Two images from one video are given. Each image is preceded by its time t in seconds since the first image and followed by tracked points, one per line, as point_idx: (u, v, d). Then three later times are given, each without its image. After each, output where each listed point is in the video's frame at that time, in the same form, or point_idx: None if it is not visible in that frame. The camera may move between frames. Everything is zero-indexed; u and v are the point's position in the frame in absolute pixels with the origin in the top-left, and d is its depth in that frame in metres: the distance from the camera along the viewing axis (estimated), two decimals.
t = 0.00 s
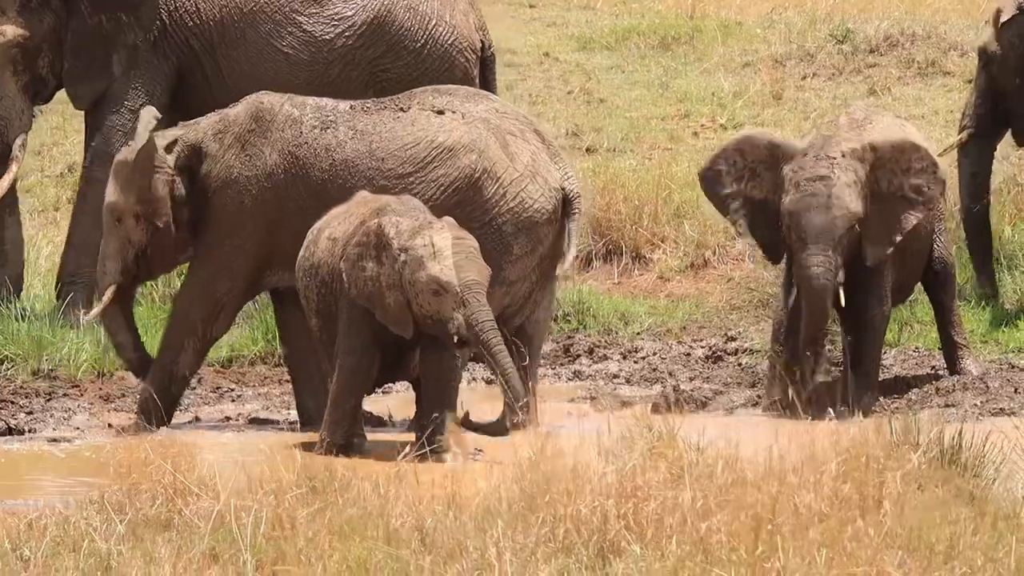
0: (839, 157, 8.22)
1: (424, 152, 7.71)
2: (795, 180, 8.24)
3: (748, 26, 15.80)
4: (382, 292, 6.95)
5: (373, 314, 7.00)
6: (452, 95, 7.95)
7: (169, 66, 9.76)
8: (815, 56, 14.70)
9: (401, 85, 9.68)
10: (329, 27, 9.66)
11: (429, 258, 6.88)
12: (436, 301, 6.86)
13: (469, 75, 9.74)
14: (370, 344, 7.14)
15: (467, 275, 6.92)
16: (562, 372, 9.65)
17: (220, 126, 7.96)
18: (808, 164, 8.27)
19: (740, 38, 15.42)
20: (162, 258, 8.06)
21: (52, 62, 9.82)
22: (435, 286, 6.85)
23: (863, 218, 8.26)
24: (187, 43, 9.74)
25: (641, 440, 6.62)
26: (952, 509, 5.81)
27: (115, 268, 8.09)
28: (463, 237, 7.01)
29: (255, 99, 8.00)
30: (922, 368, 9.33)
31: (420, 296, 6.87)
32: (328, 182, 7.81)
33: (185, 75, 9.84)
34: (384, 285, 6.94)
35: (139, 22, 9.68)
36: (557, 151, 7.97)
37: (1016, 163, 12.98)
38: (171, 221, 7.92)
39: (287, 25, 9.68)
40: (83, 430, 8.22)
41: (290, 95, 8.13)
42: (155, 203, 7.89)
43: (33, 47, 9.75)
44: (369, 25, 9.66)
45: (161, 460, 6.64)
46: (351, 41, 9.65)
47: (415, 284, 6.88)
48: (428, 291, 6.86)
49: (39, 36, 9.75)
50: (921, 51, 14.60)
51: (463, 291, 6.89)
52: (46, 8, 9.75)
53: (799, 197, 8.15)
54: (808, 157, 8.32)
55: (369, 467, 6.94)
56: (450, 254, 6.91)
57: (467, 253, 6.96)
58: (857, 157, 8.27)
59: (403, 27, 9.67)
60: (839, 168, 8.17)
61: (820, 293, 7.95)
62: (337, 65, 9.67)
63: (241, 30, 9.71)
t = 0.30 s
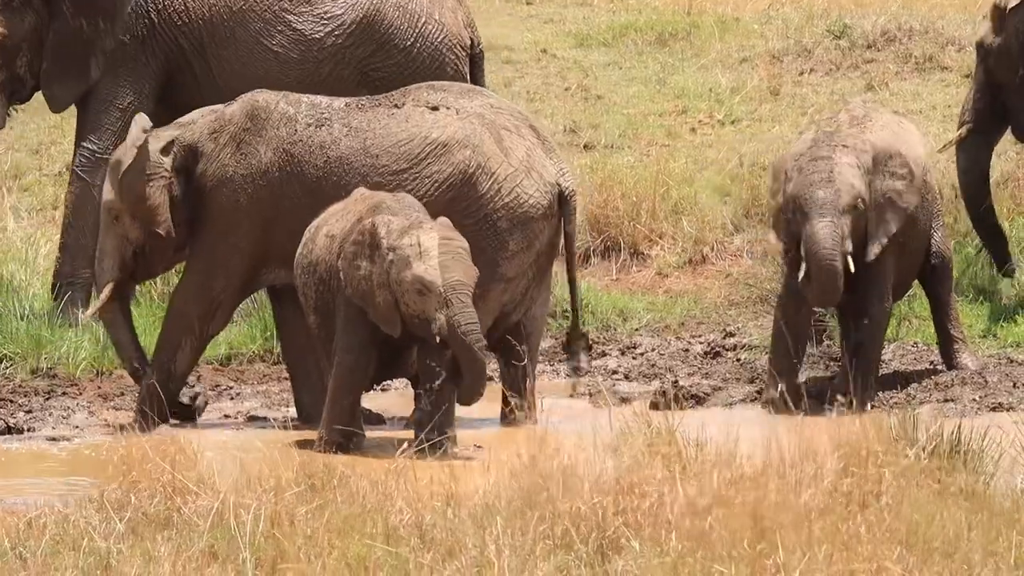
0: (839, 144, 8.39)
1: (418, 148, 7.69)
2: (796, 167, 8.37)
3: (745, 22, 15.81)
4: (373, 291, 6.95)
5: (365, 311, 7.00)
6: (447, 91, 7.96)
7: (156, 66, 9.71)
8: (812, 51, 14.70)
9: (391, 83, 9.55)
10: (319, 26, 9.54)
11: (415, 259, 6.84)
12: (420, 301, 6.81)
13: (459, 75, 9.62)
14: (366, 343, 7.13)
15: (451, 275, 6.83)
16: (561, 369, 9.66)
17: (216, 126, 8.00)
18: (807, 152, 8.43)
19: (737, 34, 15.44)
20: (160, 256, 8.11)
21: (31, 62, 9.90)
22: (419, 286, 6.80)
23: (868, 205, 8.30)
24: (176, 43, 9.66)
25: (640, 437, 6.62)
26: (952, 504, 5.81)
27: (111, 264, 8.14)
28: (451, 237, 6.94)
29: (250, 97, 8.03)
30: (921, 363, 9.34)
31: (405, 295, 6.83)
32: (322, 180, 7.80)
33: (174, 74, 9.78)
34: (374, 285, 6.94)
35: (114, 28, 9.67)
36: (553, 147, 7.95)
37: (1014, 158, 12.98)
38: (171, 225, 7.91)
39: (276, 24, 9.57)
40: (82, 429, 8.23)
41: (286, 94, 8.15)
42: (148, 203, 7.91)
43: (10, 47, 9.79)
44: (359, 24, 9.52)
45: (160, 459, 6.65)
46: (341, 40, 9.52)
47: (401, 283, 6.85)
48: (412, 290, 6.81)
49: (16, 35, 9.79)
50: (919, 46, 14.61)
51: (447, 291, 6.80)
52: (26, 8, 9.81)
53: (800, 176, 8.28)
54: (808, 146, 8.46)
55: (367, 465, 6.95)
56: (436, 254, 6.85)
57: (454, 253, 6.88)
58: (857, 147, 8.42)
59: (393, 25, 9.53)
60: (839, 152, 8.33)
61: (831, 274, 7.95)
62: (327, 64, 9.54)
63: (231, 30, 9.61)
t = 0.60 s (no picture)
0: (849, 146, 8.27)
1: (415, 147, 7.67)
2: (806, 174, 8.31)
3: (741, 19, 15.82)
4: (363, 289, 6.94)
5: (356, 311, 7.00)
6: (446, 90, 7.96)
7: (144, 66, 9.69)
8: (808, 47, 14.70)
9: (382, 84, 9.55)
10: (309, 26, 9.52)
11: (398, 254, 6.81)
12: (405, 294, 6.78)
13: (449, 75, 9.63)
14: (360, 340, 7.13)
15: (436, 269, 6.79)
16: (558, 367, 9.66)
17: (216, 124, 8.00)
18: (818, 156, 8.32)
19: (733, 31, 15.45)
20: (155, 250, 8.10)
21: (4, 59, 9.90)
22: (404, 280, 6.77)
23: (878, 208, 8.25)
24: (166, 43, 9.65)
25: (637, 433, 6.62)
26: (950, 498, 5.83)
27: (104, 254, 8.15)
28: (434, 232, 6.93)
29: (250, 97, 8.03)
30: (919, 359, 9.35)
31: (391, 290, 6.81)
32: (321, 179, 7.79)
33: (164, 74, 9.76)
34: (364, 283, 6.93)
35: (92, 40, 9.61)
36: (551, 146, 7.94)
37: (1010, 153, 12.98)
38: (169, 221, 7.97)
39: (266, 24, 9.54)
40: (78, 428, 8.23)
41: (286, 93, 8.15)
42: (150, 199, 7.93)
43: None
44: (350, 24, 9.51)
45: (157, 458, 6.65)
46: (331, 40, 9.51)
47: (386, 279, 6.83)
48: (397, 284, 6.78)
49: None
50: (914, 42, 14.62)
51: (429, 283, 6.76)
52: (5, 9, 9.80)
53: (812, 188, 8.23)
54: (818, 148, 8.36)
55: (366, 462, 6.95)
56: (419, 248, 6.81)
57: (438, 246, 6.86)
58: (869, 148, 8.31)
59: (383, 25, 9.51)
60: (851, 158, 8.23)
61: (844, 296, 7.98)
62: (318, 64, 9.54)
63: (221, 30, 9.60)
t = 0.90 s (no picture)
0: (854, 159, 8.26)
1: (414, 146, 7.67)
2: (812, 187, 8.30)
3: (737, 16, 15.83)
4: (357, 287, 6.94)
5: (353, 312, 6.98)
6: (446, 89, 7.94)
7: (133, 65, 9.67)
8: (804, 44, 14.71)
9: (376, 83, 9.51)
10: (301, 26, 9.51)
11: (386, 247, 6.83)
12: (395, 287, 6.78)
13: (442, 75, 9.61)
14: (355, 337, 7.13)
15: (424, 256, 6.78)
16: (555, 364, 9.66)
17: (217, 124, 8.01)
18: (823, 168, 8.32)
19: (729, 28, 15.46)
20: (158, 253, 8.14)
21: None
22: (392, 272, 6.79)
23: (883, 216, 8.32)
24: (156, 42, 9.63)
25: (634, 431, 6.62)
26: (947, 495, 5.83)
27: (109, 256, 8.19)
28: (422, 223, 6.94)
29: (250, 96, 8.04)
30: (915, 356, 9.35)
31: (382, 285, 6.81)
32: (320, 178, 7.80)
33: (155, 73, 9.73)
34: (358, 282, 6.93)
35: (74, 46, 9.64)
36: (551, 144, 7.92)
37: (1007, 151, 12.99)
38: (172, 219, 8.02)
39: (258, 24, 9.54)
40: (74, 427, 8.22)
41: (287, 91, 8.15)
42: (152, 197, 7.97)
43: None
44: (342, 24, 9.49)
45: (154, 457, 6.65)
46: (324, 41, 9.49)
47: (377, 273, 6.83)
48: (387, 277, 6.80)
49: None
50: (910, 39, 14.63)
51: (417, 270, 6.76)
52: None
53: (819, 206, 8.23)
54: (823, 159, 8.36)
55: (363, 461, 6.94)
56: (406, 240, 6.84)
57: (423, 236, 6.87)
58: (872, 157, 8.31)
59: (376, 26, 9.48)
60: (855, 173, 8.22)
61: (844, 324, 8.14)
62: (310, 64, 9.52)
63: (213, 30, 9.58)
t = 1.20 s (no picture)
0: (839, 173, 8.29)
1: (409, 140, 7.67)
2: (799, 202, 8.28)
3: (733, 14, 15.84)
4: (355, 286, 6.95)
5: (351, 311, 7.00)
6: (443, 83, 7.91)
7: (128, 63, 9.69)
8: (801, 42, 14.71)
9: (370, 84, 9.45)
10: (297, 25, 9.48)
11: (383, 245, 6.82)
12: (391, 284, 6.77)
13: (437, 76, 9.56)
14: (352, 336, 7.13)
15: (422, 253, 6.75)
16: (552, 362, 9.66)
17: (217, 125, 8.05)
18: (810, 182, 8.30)
19: (725, 26, 15.46)
20: (168, 258, 8.17)
21: None
22: (389, 269, 6.77)
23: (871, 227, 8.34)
24: (152, 42, 9.66)
25: (630, 429, 6.62)
26: (943, 493, 5.83)
27: (121, 271, 8.22)
28: (416, 222, 6.88)
29: (248, 94, 8.06)
30: (912, 353, 9.36)
31: (378, 282, 6.81)
32: (317, 172, 7.82)
33: (150, 71, 9.76)
34: (356, 282, 6.94)
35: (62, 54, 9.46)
36: (548, 140, 7.88)
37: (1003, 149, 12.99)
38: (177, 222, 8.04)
39: (253, 23, 9.52)
40: (72, 424, 8.21)
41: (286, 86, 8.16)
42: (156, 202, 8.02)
43: None
44: (338, 23, 9.43)
45: (150, 455, 6.65)
46: (319, 40, 9.47)
47: (374, 271, 6.83)
48: (383, 275, 6.79)
49: None
50: (907, 37, 14.63)
51: (414, 267, 6.73)
52: None
53: (806, 220, 8.24)
54: (809, 172, 8.36)
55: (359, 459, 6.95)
56: (403, 237, 6.81)
57: (421, 234, 6.83)
58: (860, 169, 8.34)
59: (371, 24, 9.40)
60: (841, 187, 8.24)
61: (844, 334, 8.20)
62: (306, 64, 9.50)
63: (209, 30, 9.58)
